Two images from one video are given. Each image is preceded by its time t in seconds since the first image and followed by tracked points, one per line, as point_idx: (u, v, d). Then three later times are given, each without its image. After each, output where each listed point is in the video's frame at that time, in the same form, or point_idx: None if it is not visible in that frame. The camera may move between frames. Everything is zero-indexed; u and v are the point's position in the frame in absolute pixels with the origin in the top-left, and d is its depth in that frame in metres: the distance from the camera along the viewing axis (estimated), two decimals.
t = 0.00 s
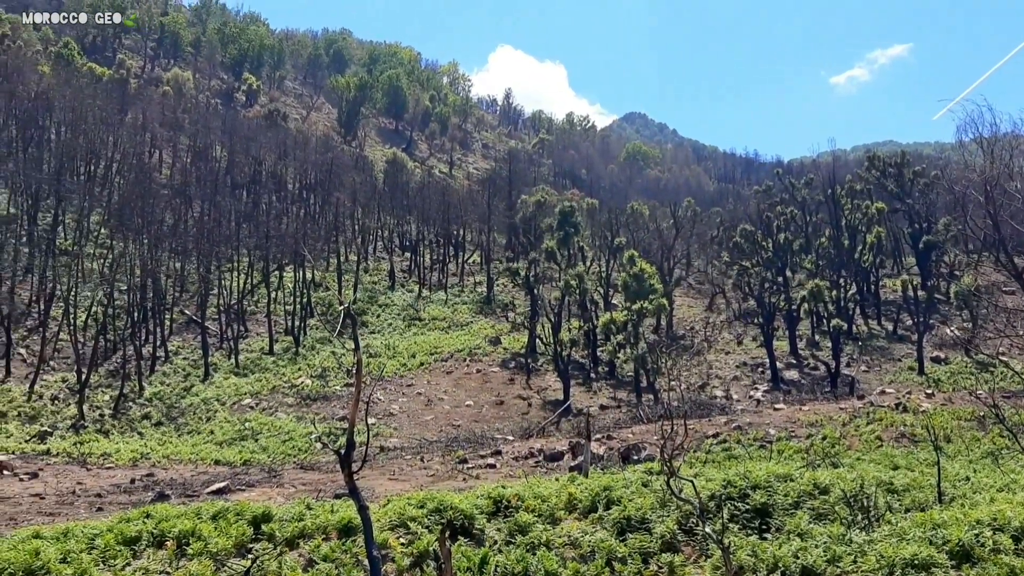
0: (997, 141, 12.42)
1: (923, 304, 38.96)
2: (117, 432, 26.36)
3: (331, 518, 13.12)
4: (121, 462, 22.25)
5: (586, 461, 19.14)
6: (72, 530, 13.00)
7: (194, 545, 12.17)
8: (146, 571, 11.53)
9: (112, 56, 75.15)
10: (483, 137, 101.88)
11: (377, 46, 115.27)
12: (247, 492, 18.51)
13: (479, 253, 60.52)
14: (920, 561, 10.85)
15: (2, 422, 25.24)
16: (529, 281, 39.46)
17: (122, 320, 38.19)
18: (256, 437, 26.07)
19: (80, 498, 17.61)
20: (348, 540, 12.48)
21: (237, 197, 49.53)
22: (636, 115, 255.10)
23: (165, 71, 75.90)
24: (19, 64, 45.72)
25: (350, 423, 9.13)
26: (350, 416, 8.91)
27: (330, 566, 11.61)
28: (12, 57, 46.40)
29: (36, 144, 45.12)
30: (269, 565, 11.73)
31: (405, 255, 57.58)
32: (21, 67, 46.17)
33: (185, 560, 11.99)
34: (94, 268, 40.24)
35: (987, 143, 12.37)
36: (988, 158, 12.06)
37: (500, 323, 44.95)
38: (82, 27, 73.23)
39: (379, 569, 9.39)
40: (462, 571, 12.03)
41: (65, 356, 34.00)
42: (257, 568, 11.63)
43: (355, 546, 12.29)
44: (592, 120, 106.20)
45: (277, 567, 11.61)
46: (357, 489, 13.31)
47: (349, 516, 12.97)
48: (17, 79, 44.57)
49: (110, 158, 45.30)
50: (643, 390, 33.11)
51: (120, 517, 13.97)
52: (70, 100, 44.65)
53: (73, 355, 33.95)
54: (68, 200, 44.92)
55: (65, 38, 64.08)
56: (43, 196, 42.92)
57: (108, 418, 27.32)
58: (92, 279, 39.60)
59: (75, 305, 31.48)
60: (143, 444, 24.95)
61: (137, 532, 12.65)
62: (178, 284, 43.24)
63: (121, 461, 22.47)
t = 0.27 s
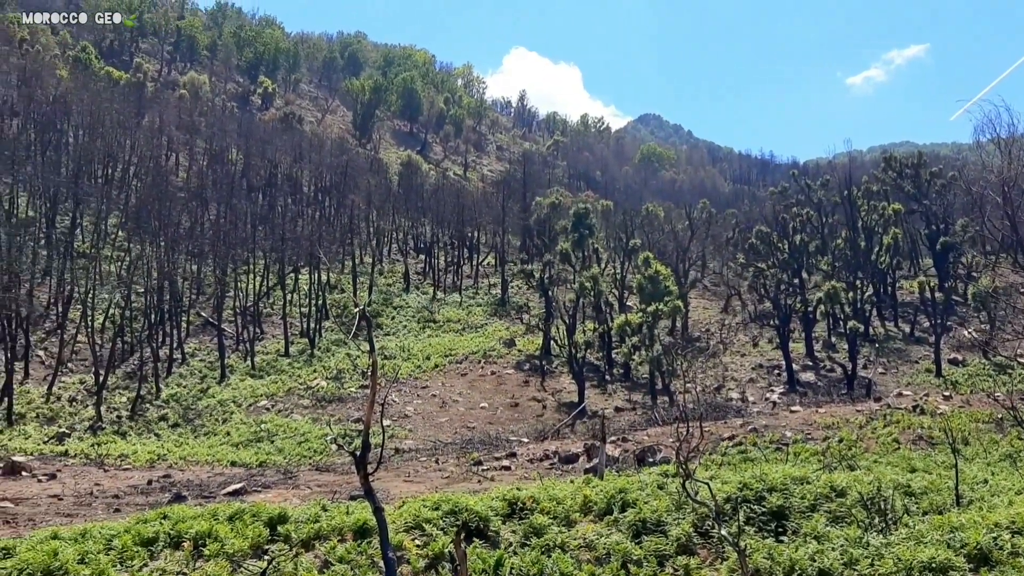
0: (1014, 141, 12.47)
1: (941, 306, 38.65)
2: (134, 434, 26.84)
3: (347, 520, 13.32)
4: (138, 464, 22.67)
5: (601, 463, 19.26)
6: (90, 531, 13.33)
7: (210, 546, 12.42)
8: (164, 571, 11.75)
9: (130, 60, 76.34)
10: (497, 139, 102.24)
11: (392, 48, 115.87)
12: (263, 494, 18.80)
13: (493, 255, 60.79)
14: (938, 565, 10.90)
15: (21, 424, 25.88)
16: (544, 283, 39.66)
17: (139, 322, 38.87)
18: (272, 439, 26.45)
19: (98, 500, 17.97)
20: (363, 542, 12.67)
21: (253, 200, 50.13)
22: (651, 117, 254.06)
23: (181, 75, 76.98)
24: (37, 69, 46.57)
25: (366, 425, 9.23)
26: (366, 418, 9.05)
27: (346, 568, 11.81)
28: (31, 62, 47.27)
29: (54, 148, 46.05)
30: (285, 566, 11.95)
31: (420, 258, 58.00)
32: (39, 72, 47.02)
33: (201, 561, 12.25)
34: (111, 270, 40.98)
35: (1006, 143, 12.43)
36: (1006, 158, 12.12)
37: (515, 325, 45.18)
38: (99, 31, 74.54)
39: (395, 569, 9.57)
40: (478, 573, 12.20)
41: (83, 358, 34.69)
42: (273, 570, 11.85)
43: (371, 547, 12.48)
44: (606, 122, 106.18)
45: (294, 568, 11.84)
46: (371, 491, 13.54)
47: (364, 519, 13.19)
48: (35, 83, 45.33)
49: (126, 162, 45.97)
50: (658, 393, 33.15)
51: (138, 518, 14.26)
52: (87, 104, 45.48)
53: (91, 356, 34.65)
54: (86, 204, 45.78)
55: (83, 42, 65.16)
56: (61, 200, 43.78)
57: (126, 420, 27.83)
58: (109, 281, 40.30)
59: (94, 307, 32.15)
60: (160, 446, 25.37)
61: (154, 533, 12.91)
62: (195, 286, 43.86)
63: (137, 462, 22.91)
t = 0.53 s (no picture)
0: None
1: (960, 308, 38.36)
2: (153, 434, 27.40)
3: (364, 521, 13.61)
4: (156, 465, 23.17)
5: (618, 466, 19.42)
6: (108, 532, 13.65)
7: (228, 547, 12.74)
8: (183, 571, 12.05)
9: (148, 64, 77.53)
10: (512, 141, 102.60)
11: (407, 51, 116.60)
12: (280, 495, 19.15)
13: (508, 257, 61.10)
14: (956, 568, 10.99)
15: (41, 424, 26.50)
16: (560, 285, 39.90)
17: (157, 324, 39.57)
18: (288, 440, 26.91)
19: (117, 500, 18.41)
20: (379, 544, 12.94)
21: (270, 202, 50.78)
22: (667, 118, 253.24)
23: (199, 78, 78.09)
24: (57, 73, 47.44)
25: (380, 430, 9.38)
26: (381, 421, 9.19)
27: (362, 569, 12.08)
28: (51, 66, 48.15)
29: (74, 152, 46.95)
30: (302, 566, 12.25)
31: (435, 260, 58.46)
32: (59, 76, 47.90)
33: (219, 561, 12.55)
34: (129, 273, 41.75)
35: None
36: None
37: (531, 326, 45.54)
38: (118, 36, 75.77)
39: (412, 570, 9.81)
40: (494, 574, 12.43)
41: (101, 360, 35.38)
42: (291, 570, 12.14)
43: (388, 549, 12.75)
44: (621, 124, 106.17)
45: (311, 569, 12.12)
46: (386, 493, 13.83)
47: (380, 520, 13.47)
48: (56, 88, 46.16)
49: (144, 165, 46.73)
50: (674, 395, 33.22)
51: (157, 519, 14.62)
52: (106, 109, 46.28)
53: (109, 358, 35.33)
54: (104, 207, 46.65)
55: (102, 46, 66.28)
56: (81, 203, 44.61)
57: (144, 421, 28.43)
58: (128, 283, 41.03)
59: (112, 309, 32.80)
60: (177, 447, 25.88)
61: (172, 534, 13.21)
62: (212, 289, 44.55)
63: (155, 463, 23.39)
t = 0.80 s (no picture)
0: None
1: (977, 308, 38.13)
2: (168, 435, 27.95)
3: (378, 521, 13.92)
4: (172, 465, 23.67)
5: (632, 466, 19.63)
6: (126, 531, 14.07)
7: (243, 546, 13.08)
8: (199, 570, 12.41)
9: (163, 65, 78.54)
10: (524, 141, 102.86)
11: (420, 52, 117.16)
12: (295, 495, 19.55)
13: (521, 258, 61.39)
14: (971, 569, 11.12)
15: (59, 424, 27.11)
16: (573, 286, 40.13)
17: (174, 325, 40.22)
18: (303, 440, 27.35)
19: (134, 500, 18.88)
20: (393, 543, 13.25)
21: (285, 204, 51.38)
22: (680, 118, 252.51)
23: (213, 80, 79.02)
24: (75, 76, 48.22)
25: (395, 431, 9.60)
26: (397, 421, 9.40)
27: (377, 569, 12.37)
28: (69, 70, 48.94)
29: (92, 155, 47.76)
30: (316, 566, 12.59)
31: (449, 260, 58.90)
32: (77, 79, 48.69)
33: (235, 560, 12.88)
34: (145, 274, 42.48)
35: None
36: None
37: (545, 327, 45.81)
38: (134, 38, 76.73)
39: (427, 569, 10.10)
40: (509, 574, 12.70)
41: (118, 360, 36.04)
42: (305, 569, 12.48)
43: (402, 548, 13.04)
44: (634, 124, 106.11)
45: (325, 568, 12.44)
46: (400, 493, 14.14)
47: (394, 520, 13.77)
48: (73, 90, 46.94)
49: (160, 168, 47.43)
50: (687, 395, 33.32)
51: (173, 518, 15.01)
52: (124, 112, 47.00)
53: (125, 359, 36.00)
54: (120, 209, 47.44)
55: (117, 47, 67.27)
56: (98, 205, 45.35)
57: (160, 421, 29.01)
58: (143, 284, 41.70)
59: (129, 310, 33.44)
60: (193, 447, 26.39)
61: (188, 533, 13.60)
62: (227, 290, 45.20)
63: (171, 463, 23.89)
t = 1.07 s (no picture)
0: None
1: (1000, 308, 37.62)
2: (185, 435, 28.39)
3: (394, 522, 14.07)
4: (189, 466, 24.05)
5: (648, 468, 19.65)
6: (143, 531, 14.35)
7: (260, 547, 13.30)
8: (216, 571, 12.65)
9: (180, 68, 79.52)
10: (539, 142, 102.90)
11: (435, 53, 117.63)
12: (311, 496, 19.81)
13: (537, 258, 61.47)
14: (992, 572, 11.05)
15: (77, 425, 27.61)
16: (589, 287, 40.13)
17: (191, 326, 40.77)
18: (319, 441, 27.65)
19: (152, 500, 19.23)
20: (409, 544, 13.40)
21: (301, 206, 51.84)
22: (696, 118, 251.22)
23: (230, 82, 79.94)
24: (93, 80, 49.06)
25: (411, 430, 9.60)
26: (412, 421, 9.41)
27: (393, 570, 12.49)
28: (88, 74, 49.74)
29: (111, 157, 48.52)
30: (332, 567, 12.80)
31: (464, 261, 59.15)
32: (95, 83, 49.49)
33: (251, 561, 13.10)
34: (162, 276, 43.12)
35: None
36: None
37: (559, 328, 45.72)
38: (151, 41, 77.76)
39: (442, 569, 10.24)
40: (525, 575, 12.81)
41: (136, 361, 36.64)
42: (322, 570, 12.68)
43: (418, 549, 13.17)
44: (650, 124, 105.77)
45: (341, 569, 12.62)
46: (416, 495, 14.29)
47: (410, 522, 13.92)
48: (92, 94, 47.74)
49: (177, 170, 48.07)
50: (704, 397, 33.21)
51: (191, 519, 15.29)
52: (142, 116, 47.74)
53: (143, 359, 36.59)
54: (139, 211, 48.14)
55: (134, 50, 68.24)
56: (117, 207, 46.10)
57: (177, 422, 29.48)
58: (161, 285, 42.31)
59: (147, 311, 33.99)
60: (209, 447, 26.78)
61: (205, 534, 13.88)
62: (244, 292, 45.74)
63: (188, 464, 24.28)
